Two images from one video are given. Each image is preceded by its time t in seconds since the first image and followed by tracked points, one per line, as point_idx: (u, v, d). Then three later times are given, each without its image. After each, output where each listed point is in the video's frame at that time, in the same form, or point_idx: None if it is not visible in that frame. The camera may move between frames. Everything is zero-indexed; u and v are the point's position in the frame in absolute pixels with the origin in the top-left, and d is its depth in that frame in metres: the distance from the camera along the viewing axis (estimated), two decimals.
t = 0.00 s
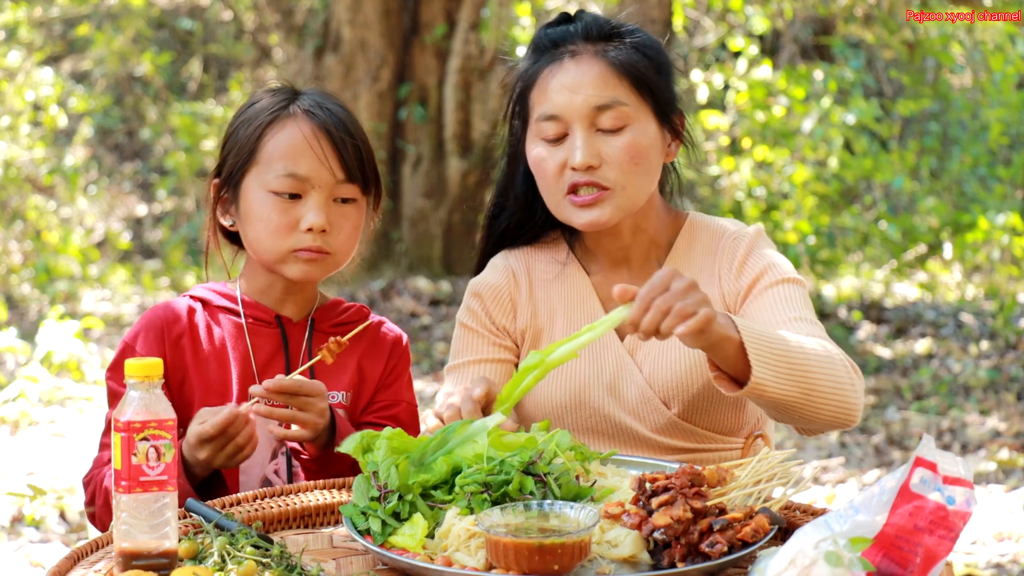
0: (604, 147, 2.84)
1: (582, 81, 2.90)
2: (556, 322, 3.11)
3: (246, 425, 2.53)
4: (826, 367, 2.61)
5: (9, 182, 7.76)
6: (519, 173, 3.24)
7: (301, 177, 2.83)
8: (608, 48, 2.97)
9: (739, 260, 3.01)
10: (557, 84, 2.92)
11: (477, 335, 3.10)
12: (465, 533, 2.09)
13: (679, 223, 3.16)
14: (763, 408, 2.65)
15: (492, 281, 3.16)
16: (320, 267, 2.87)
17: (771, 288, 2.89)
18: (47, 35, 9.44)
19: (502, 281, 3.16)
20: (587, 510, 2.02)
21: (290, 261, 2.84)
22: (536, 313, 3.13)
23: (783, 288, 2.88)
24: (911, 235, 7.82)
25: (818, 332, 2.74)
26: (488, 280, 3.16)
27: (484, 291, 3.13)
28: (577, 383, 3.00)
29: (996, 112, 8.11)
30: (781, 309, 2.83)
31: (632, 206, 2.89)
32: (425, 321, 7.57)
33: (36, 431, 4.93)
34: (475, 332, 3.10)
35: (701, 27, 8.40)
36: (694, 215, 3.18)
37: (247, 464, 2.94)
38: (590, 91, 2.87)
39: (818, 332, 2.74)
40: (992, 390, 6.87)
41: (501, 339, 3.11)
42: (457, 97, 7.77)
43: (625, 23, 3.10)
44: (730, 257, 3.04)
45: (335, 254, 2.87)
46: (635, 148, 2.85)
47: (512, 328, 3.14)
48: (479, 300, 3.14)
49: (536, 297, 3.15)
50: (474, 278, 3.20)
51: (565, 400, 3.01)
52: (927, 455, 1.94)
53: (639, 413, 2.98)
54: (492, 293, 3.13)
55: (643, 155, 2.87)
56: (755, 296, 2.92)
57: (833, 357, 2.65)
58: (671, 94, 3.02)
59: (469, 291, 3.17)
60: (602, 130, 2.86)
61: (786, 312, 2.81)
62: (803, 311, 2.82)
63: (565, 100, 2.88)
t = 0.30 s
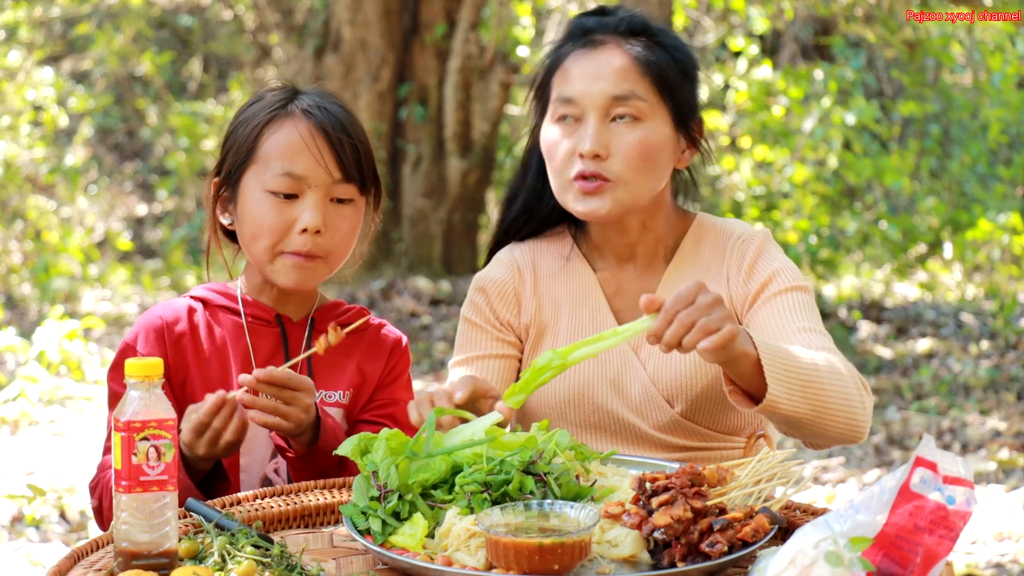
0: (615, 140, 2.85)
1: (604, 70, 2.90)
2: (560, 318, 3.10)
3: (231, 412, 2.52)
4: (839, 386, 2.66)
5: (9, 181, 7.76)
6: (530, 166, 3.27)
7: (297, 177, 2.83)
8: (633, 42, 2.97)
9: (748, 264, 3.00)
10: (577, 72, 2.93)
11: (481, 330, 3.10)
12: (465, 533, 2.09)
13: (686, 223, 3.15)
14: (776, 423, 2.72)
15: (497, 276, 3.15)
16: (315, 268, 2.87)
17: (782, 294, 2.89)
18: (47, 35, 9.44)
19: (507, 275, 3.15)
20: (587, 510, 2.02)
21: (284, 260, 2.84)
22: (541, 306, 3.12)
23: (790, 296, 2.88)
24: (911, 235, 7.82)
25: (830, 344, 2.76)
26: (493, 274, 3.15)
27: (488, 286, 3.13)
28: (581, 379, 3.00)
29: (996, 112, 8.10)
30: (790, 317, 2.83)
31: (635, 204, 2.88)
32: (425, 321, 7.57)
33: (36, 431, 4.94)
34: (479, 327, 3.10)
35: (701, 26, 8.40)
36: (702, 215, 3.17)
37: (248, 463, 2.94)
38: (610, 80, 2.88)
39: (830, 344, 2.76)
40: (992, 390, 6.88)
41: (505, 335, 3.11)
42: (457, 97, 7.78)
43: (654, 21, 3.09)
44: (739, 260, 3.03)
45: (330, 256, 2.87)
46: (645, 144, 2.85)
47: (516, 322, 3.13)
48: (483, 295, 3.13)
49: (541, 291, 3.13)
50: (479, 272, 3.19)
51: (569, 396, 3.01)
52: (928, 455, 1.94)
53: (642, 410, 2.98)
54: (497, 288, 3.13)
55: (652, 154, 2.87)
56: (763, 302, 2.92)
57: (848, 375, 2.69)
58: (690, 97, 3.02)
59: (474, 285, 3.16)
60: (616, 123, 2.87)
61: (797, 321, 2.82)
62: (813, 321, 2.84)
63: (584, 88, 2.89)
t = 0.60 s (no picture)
0: (625, 123, 2.87)
1: (631, 56, 2.94)
2: (566, 312, 3.09)
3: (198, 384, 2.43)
4: (844, 408, 2.68)
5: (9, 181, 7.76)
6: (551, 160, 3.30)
7: (289, 172, 2.83)
8: (668, 38, 3.00)
9: (757, 271, 3.00)
10: (607, 55, 2.97)
11: (485, 325, 3.10)
12: (465, 532, 2.09)
13: (695, 226, 3.15)
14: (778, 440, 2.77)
15: (503, 270, 3.14)
16: (308, 264, 2.85)
17: (789, 305, 2.89)
18: (47, 35, 9.43)
19: (513, 270, 3.14)
20: (587, 510, 2.02)
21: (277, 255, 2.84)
22: (546, 300, 3.11)
23: (796, 308, 2.89)
24: (911, 235, 7.82)
25: (836, 362, 2.78)
26: (499, 268, 3.15)
27: (494, 280, 3.12)
28: (584, 375, 2.99)
29: (996, 112, 8.10)
30: (795, 330, 2.85)
31: (632, 190, 2.86)
32: (425, 320, 7.56)
33: (36, 430, 4.94)
34: (484, 322, 3.10)
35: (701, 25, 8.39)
36: (712, 218, 3.17)
37: (249, 463, 2.93)
38: (633, 65, 2.92)
39: (835, 362, 2.78)
40: (993, 390, 6.88)
41: (509, 330, 3.10)
42: (457, 97, 7.78)
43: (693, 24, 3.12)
44: (748, 266, 3.03)
45: (324, 252, 2.86)
46: (653, 136, 2.87)
47: (520, 317, 3.12)
48: (489, 289, 3.12)
49: (546, 285, 3.12)
50: (486, 266, 3.19)
51: (571, 392, 3.00)
52: (928, 455, 1.94)
53: (644, 409, 2.97)
54: (503, 283, 3.12)
55: (659, 143, 2.87)
56: (770, 310, 2.93)
57: (854, 398, 2.71)
58: (713, 105, 3.04)
59: (480, 280, 3.16)
60: (630, 108, 2.89)
61: (804, 334, 2.84)
62: (820, 336, 2.86)
63: (606, 70, 2.93)
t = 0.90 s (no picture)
0: (650, 125, 2.87)
1: (660, 55, 2.95)
2: (572, 312, 3.09)
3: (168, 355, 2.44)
4: (846, 431, 2.71)
5: (9, 182, 7.78)
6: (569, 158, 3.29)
7: (284, 173, 2.84)
8: (696, 39, 3.00)
9: (766, 282, 2.99)
10: (636, 52, 2.98)
11: (490, 325, 3.13)
12: (465, 533, 2.09)
13: (706, 231, 3.15)
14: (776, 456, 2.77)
15: (510, 269, 3.15)
16: (305, 265, 2.86)
17: (797, 322, 2.90)
18: (47, 35, 9.44)
19: (520, 269, 3.16)
20: (587, 510, 2.02)
21: (272, 256, 2.84)
22: (553, 300, 3.11)
23: (804, 324, 2.90)
24: (911, 235, 7.83)
25: (840, 381, 2.83)
26: (506, 267, 3.16)
27: (501, 279, 3.14)
28: (587, 376, 2.99)
29: (997, 113, 8.09)
30: (801, 349, 2.87)
31: (653, 191, 2.87)
32: (425, 320, 7.57)
33: (36, 430, 4.94)
34: (489, 322, 3.13)
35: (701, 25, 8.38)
36: (722, 223, 3.16)
37: (252, 466, 2.92)
38: (660, 64, 2.92)
39: (839, 381, 2.82)
40: (992, 390, 6.88)
41: (514, 330, 3.12)
42: (457, 97, 7.78)
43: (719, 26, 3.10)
44: (757, 277, 3.01)
45: (321, 253, 2.86)
46: (676, 136, 2.87)
47: (526, 317, 3.13)
48: (495, 288, 3.14)
49: (554, 285, 3.12)
50: (494, 264, 3.20)
51: (574, 393, 3.01)
52: (928, 455, 1.94)
53: (647, 413, 2.97)
54: (510, 282, 3.13)
55: (684, 146, 2.88)
56: (777, 326, 2.93)
57: (857, 420, 2.73)
58: (736, 106, 3.02)
59: (488, 278, 3.18)
60: (657, 108, 2.89)
61: (810, 351, 2.87)
62: (827, 354, 2.89)
63: (634, 70, 2.93)
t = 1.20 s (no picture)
0: (672, 145, 2.83)
1: (670, 71, 2.87)
2: (579, 313, 3.09)
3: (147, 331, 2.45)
4: (843, 444, 2.68)
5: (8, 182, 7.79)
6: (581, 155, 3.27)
7: (275, 170, 2.83)
8: (700, 47, 2.94)
9: (773, 291, 2.98)
10: (642, 69, 2.90)
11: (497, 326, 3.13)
12: (465, 533, 2.09)
13: (716, 235, 3.14)
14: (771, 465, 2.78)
15: (518, 269, 3.14)
16: (298, 264, 2.85)
17: (803, 333, 2.89)
18: (48, 36, 9.44)
19: (528, 268, 3.15)
20: (587, 511, 2.02)
21: (265, 253, 2.84)
22: (561, 301, 3.12)
23: (810, 335, 2.89)
24: (911, 236, 7.84)
25: (843, 395, 2.80)
26: (514, 267, 3.15)
27: (509, 278, 3.13)
28: (592, 376, 3.00)
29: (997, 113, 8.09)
30: (803, 360, 2.86)
31: (678, 211, 2.87)
32: (425, 321, 7.57)
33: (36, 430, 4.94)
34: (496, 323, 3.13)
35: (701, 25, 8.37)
36: (733, 227, 3.16)
37: (254, 467, 2.92)
38: (674, 84, 2.85)
39: (842, 395, 2.80)
40: (992, 391, 6.88)
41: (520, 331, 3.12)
42: (457, 98, 7.78)
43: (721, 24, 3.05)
44: (765, 285, 3.01)
45: (313, 251, 2.86)
46: (699, 153, 2.83)
47: (534, 317, 3.14)
48: (504, 287, 3.14)
49: (561, 286, 3.13)
50: (502, 263, 3.19)
51: (578, 393, 3.01)
52: (927, 456, 1.93)
53: (650, 416, 2.98)
54: (518, 282, 3.13)
55: (704, 165, 2.85)
56: (781, 335, 2.92)
57: (856, 433, 2.71)
58: (744, 110, 2.98)
59: (496, 277, 3.18)
60: (673, 128, 2.85)
61: (813, 363, 2.85)
62: (831, 366, 2.87)
63: (648, 87, 2.86)
